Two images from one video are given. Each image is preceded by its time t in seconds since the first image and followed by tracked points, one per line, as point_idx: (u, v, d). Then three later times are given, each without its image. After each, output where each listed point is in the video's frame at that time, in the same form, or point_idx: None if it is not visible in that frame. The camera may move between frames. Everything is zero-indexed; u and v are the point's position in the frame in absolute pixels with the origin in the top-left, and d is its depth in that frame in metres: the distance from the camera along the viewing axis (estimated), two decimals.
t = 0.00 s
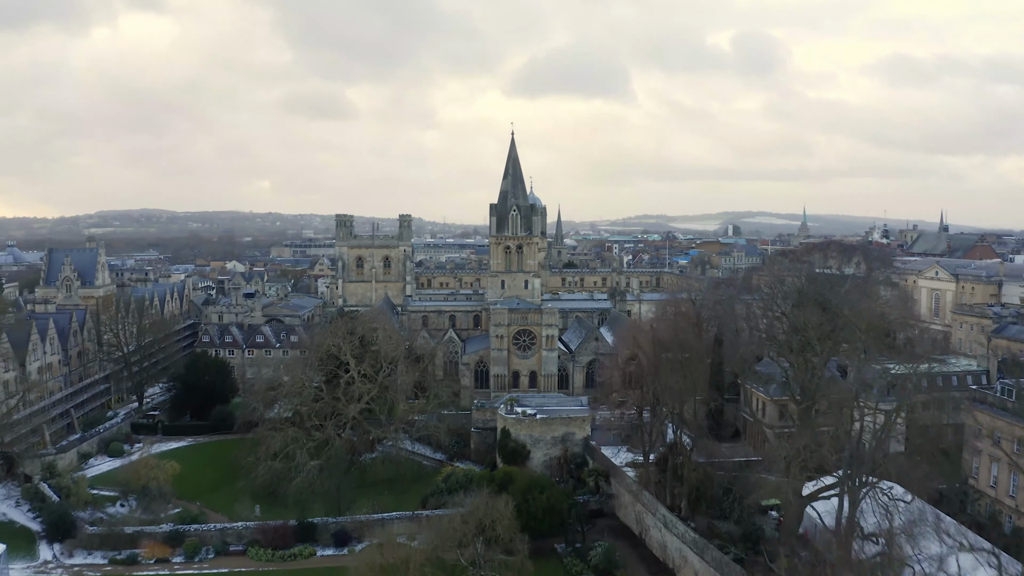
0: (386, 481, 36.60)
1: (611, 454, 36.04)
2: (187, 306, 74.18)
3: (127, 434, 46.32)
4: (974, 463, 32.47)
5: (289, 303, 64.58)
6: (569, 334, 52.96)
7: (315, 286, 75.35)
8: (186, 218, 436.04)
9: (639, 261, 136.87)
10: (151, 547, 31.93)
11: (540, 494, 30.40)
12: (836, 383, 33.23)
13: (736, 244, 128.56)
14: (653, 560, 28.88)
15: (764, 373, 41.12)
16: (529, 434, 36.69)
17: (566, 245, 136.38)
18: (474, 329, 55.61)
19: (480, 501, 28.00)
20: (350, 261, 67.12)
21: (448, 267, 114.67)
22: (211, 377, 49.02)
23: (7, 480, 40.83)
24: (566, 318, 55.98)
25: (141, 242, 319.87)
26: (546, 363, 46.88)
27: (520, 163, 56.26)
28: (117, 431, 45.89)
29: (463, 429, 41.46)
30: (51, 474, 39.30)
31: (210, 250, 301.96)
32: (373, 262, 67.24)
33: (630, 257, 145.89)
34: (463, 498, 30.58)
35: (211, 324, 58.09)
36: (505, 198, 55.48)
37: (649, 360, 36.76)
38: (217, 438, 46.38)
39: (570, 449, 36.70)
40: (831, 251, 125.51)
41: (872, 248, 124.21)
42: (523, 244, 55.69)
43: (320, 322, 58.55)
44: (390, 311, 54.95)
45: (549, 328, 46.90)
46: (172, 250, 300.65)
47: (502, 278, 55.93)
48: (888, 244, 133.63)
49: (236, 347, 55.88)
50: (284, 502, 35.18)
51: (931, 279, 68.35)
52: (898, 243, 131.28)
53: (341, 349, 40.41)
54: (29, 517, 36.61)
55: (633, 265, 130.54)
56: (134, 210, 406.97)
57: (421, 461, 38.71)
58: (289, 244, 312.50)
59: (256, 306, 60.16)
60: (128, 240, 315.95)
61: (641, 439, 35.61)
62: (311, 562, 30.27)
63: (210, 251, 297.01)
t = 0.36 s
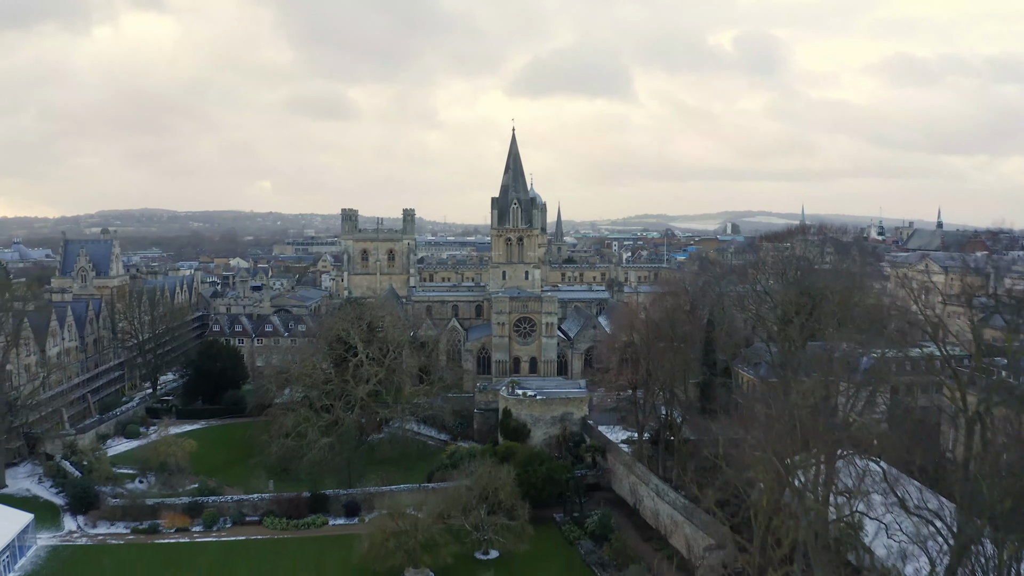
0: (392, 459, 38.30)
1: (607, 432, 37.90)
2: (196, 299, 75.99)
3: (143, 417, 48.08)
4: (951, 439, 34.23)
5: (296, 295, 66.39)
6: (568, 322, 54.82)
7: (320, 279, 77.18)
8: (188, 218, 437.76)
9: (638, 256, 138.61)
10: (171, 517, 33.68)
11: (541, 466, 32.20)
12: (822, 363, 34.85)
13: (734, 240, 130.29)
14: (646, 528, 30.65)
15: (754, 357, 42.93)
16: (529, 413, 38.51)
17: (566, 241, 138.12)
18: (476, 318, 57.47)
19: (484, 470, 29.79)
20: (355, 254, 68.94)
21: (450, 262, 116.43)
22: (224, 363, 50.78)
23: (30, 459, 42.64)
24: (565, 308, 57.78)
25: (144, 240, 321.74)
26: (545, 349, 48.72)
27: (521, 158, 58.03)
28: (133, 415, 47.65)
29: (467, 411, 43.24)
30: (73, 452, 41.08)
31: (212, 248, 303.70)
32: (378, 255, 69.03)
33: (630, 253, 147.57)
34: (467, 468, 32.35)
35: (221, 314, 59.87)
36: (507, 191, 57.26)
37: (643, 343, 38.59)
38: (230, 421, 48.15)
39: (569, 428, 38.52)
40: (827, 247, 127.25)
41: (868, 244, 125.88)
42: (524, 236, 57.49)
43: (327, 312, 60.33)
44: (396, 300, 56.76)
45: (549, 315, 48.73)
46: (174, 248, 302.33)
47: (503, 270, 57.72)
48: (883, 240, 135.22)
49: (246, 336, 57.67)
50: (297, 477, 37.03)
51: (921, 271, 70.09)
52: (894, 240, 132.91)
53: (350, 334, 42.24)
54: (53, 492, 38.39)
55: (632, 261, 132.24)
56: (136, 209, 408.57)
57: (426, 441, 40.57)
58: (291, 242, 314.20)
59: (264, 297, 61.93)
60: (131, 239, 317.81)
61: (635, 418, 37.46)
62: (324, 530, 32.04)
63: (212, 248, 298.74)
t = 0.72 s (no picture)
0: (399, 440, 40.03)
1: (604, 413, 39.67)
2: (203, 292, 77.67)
3: (156, 403, 49.70)
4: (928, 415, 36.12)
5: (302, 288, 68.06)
6: (568, 312, 56.53)
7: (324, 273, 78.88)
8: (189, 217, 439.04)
9: (636, 253, 140.75)
10: (188, 492, 35.28)
11: (541, 442, 33.90)
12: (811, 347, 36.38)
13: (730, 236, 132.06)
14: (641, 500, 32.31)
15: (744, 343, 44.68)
16: (530, 396, 40.27)
17: (564, 238, 139.92)
18: (478, 309, 59.19)
19: (487, 445, 31.49)
20: (359, 248, 70.64)
21: (450, 258, 118.19)
22: (235, 351, 52.44)
23: (49, 442, 44.21)
24: (565, 299, 59.50)
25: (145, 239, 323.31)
26: (545, 338, 50.48)
27: (521, 153, 59.70)
28: (146, 400, 49.26)
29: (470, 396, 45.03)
30: (91, 434, 42.67)
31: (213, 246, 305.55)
32: (381, 249, 70.74)
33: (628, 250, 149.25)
34: (470, 444, 34.04)
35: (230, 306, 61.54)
36: (507, 186, 58.96)
37: (638, 329, 40.34)
38: (240, 407, 49.80)
39: (568, 410, 40.29)
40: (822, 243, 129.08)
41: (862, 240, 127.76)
42: (524, 229, 59.22)
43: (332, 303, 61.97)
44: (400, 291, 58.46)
45: (548, 305, 50.45)
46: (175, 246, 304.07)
47: (504, 262, 59.46)
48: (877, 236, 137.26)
49: (254, 327, 59.33)
50: (308, 456, 38.78)
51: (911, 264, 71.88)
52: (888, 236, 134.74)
53: (358, 321, 44.02)
54: (72, 471, 39.92)
55: (630, 257, 134.15)
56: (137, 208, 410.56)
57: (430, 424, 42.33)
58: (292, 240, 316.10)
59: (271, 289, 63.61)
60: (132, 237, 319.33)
61: (630, 400, 39.21)
62: (334, 504, 33.69)
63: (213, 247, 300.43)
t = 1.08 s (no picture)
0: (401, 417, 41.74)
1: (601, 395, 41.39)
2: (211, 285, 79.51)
3: (169, 388, 51.44)
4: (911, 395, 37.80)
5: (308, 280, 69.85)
6: (568, 302, 58.33)
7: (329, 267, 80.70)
8: (189, 217, 440.01)
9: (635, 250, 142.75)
10: (205, 467, 37.01)
11: (541, 420, 35.63)
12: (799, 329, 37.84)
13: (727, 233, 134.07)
14: (635, 473, 34.01)
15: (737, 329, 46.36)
16: (530, 378, 42.01)
17: (564, 235, 141.98)
18: (480, 300, 60.96)
19: (490, 420, 33.13)
20: (364, 241, 72.40)
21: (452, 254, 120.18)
22: (245, 339, 54.18)
23: (67, 424, 45.88)
24: (565, 290, 61.24)
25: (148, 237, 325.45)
26: (545, 326, 52.21)
27: (522, 148, 61.42)
28: (160, 386, 51.01)
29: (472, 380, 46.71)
30: (109, 416, 44.38)
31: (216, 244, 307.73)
32: (386, 243, 72.49)
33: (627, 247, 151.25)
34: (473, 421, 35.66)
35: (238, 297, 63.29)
36: (509, 180, 60.71)
37: (632, 314, 42.04)
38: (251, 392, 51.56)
39: (566, 392, 42.02)
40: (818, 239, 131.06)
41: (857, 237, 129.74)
42: (525, 222, 60.95)
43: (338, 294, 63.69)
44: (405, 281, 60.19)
45: (548, 294, 52.20)
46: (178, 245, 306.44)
47: (505, 254, 61.22)
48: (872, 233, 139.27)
49: (263, 317, 61.08)
50: (318, 435, 40.51)
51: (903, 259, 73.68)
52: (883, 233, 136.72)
53: (365, 307, 45.66)
54: (92, 449, 41.62)
55: (629, 254, 136.16)
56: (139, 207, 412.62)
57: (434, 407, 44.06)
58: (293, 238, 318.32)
59: (279, 281, 65.35)
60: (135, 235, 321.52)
61: (626, 382, 40.96)
62: (344, 478, 35.42)
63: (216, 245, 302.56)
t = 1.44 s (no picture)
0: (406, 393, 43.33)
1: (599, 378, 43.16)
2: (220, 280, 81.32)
3: (183, 375, 53.16)
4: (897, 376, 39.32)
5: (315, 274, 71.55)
6: (568, 293, 60.02)
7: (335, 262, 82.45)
8: (192, 215, 442.82)
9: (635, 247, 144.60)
10: (221, 445, 38.75)
11: (542, 399, 37.36)
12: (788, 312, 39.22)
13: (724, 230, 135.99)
14: (631, 449, 35.73)
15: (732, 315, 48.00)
16: (532, 363, 43.84)
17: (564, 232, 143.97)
18: (482, 292, 62.64)
19: (494, 398, 34.90)
20: (369, 236, 74.09)
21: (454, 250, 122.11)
22: (255, 328, 55.87)
23: (85, 407, 47.68)
24: (565, 282, 62.94)
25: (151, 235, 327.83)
26: (545, 315, 53.88)
27: (523, 144, 63.01)
28: (174, 372, 52.72)
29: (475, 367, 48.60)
30: (126, 400, 46.16)
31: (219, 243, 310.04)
32: (390, 237, 74.14)
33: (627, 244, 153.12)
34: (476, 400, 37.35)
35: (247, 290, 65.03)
36: (510, 176, 62.33)
37: (628, 300, 43.80)
38: (261, 379, 53.31)
39: (566, 376, 43.79)
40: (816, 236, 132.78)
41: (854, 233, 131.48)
42: (525, 216, 62.58)
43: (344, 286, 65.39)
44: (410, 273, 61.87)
45: (549, 285, 53.90)
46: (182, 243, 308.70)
47: (507, 247, 62.89)
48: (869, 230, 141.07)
49: (271, 308, 62.79)
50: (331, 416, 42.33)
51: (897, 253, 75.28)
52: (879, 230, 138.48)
53: (372, 295, 47.33)
54: (111, 430, 43.36)
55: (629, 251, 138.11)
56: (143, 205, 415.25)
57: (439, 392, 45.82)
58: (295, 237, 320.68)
59: (286, 274, 67.09)
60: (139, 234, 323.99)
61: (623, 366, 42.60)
62: (355, 455, 37.23)
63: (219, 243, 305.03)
